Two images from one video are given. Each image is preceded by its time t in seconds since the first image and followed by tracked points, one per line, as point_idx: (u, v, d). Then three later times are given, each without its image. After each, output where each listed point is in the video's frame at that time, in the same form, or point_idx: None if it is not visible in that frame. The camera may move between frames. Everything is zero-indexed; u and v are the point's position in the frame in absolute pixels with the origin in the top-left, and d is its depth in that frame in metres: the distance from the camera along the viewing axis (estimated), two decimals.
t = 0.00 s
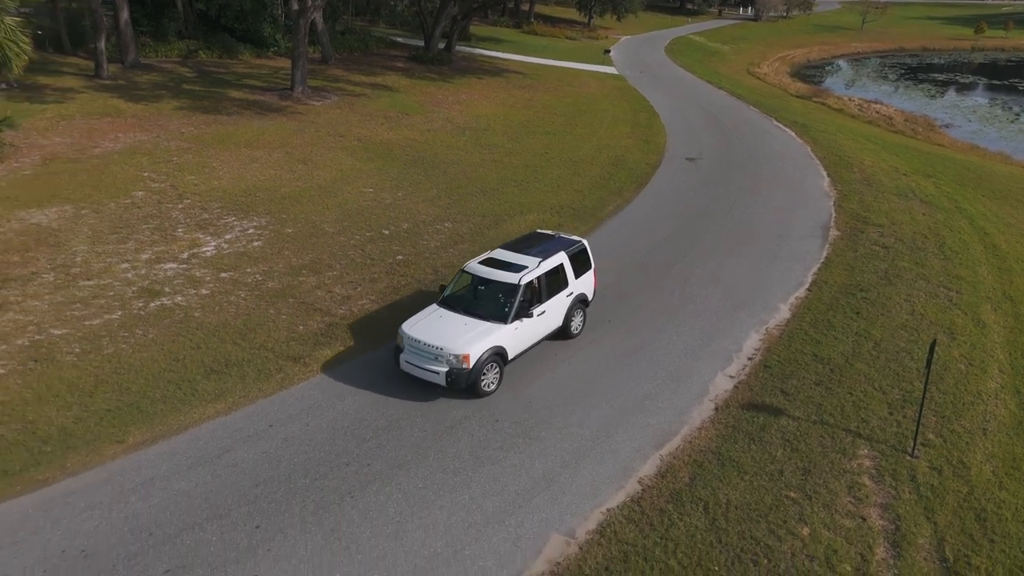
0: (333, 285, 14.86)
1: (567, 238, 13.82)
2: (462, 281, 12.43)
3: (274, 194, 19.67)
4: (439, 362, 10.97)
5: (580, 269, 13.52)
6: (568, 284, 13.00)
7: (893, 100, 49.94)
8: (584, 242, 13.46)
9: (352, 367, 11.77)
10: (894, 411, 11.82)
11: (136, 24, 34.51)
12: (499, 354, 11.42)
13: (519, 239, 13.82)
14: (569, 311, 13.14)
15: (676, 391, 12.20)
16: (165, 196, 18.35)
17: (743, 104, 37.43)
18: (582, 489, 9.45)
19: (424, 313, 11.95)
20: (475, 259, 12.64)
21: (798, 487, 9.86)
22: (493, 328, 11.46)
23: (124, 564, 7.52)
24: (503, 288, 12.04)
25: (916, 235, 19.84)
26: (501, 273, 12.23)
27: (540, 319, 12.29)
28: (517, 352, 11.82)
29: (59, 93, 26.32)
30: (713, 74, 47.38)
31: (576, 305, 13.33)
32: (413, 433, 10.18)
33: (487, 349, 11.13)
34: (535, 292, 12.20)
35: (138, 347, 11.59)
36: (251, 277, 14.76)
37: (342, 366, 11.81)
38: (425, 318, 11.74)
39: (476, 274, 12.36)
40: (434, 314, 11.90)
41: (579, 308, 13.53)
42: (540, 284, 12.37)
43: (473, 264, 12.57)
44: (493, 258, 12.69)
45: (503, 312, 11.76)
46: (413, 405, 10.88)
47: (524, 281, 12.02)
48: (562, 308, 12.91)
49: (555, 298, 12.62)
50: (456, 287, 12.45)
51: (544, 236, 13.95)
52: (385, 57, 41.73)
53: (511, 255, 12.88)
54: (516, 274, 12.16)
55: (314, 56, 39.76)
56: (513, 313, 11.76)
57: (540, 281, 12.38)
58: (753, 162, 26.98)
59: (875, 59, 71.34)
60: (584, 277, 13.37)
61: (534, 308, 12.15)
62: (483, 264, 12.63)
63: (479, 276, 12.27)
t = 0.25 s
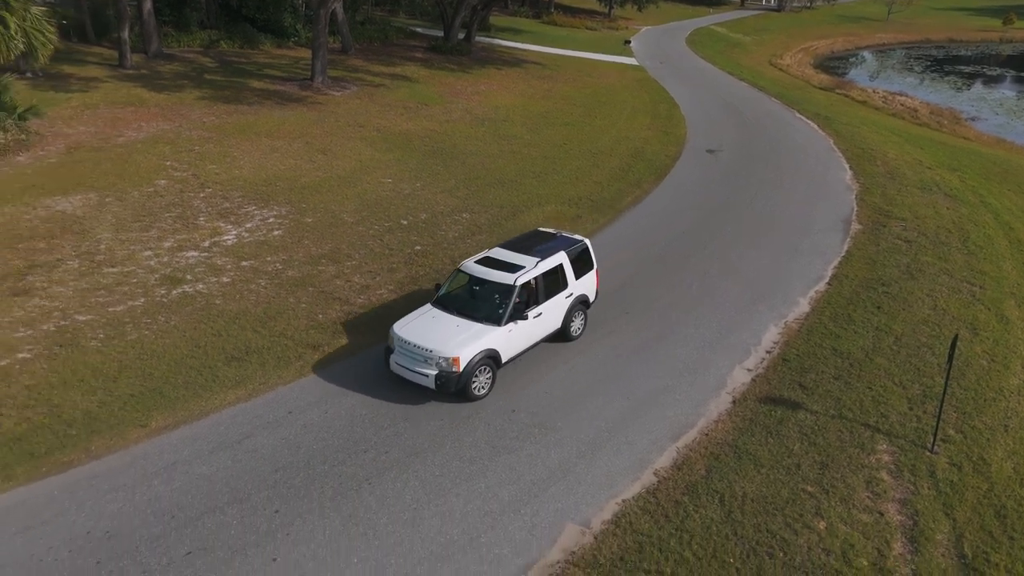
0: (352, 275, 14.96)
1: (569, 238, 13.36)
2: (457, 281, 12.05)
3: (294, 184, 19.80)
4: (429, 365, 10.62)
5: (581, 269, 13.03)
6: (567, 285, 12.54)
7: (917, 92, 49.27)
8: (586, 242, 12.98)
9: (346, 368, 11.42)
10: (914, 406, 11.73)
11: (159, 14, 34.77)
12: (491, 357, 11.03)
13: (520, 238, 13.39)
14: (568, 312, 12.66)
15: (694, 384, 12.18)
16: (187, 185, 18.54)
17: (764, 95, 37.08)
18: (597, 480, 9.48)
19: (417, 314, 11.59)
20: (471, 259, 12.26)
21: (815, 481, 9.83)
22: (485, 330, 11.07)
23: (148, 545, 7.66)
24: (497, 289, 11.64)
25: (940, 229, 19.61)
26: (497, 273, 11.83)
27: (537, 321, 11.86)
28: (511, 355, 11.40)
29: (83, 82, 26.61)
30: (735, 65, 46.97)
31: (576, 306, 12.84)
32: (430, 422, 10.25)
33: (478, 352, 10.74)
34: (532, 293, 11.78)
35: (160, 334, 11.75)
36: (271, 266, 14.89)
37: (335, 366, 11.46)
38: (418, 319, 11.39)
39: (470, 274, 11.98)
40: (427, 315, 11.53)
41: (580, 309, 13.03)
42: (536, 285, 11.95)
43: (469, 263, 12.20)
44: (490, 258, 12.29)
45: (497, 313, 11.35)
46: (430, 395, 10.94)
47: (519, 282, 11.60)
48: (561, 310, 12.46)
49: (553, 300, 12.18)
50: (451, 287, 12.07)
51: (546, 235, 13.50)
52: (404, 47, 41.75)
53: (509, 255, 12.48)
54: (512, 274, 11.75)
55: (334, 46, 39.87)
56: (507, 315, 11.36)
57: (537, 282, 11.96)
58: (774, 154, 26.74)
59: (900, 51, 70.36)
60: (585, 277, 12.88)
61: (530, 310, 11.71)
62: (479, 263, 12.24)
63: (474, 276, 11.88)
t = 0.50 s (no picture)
0: (372, 264, 15.07)
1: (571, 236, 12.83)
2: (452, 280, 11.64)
3: (315, 173, 19.94)
4: (418, 366, 10.27)
5: (583, 269, 12.49)
6: (566, 285, 12.04)
7: (945, 84, 48.53)
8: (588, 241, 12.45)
9: (338, 368, 11.10)
10: (936, 402, 11.63)
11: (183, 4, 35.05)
12: (483, 360, 10.63)
13: (521, 236, 12.91)
14: (567, 313, 12.16)
15: (712, 376, 12.17)
16: (210, 174, 18.74)
17: (788, 86, 36.68)
18: (614, 470, 9.52)
19: (409, 313, 11.23)
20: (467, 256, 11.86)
21: (834, 474, 9.80)
22: (477, 331, 10.66)
23: (172, 525, 7.81)
24: (490, 289, 11.21)
25: (966, 223, 19.35)
26: (492, 273, 11.41)
27: (532, 323, 11.42)
28: (505, 357, 10.99)
29: (109, 71, 26.92)
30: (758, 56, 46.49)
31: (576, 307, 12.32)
32: (448, 410, 10.33)
33: (469, 355, 10.34)
34: (527, 294, 11.33)
35: (184, 319, 11.93)
36: (293, 254, 15.03)
37: (327, 366, 11.13)
38: (410, 318, 11.03)
39: (466, 273, 11.57)
40: (419, 314, 11.16)
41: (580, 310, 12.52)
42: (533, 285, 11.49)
43: (464, 261, 11.77)
44: (487, 256, 11.86)
45: (490, 315, 10.93)
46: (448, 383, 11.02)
47: (513, 282, 11.15)
48: (560, 311, 11.98)
49: (551, 301, 11.72)
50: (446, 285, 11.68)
51: (548, 232, 13.00)
52: (425, 37, 41.74)
53: (506, 253, 12.03)
54: (507, 274, 11.31)
55: (355, 36, 39.97)
56: (501, 316, 10.92)
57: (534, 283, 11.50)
58: (798, 146, 26.47)
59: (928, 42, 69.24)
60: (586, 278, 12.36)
61: (525, 311, 11.28)
62: (476, 261, 11.82)
63: (468, 275, 11.46)
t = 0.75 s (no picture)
0: (394, 251, 15.19)
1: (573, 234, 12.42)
2: (447, 277, 11.33)
3: (338, 161, 20.09)
4: (407, 366, 9.99)
5: (583, 268, 12.08)
6: (564, 285, 11.65)
7: (977, 75, 47.66)
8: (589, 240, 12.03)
9: (332, 364, 10.87)
10: (959, 396, 11.53)
11: None
12: (474, 360, 10.31)
13: (522, 233, 12.55)
14: (566, 313, 11.77)
15: (732, 367, 12.15)
16: (236, 161, 18.95)
17: (815, 77, 36.24)
18: (632, 458, 9.58)
19: (401, 310, 10.95)
20: (464, 254, 11.54)
21: (853, 467, 9.77)
22: (468, 331, 10.33)
23: (198, 503, 7.98)
24: (484, 287, 10.89)
25: (995, 217, 19.07)
26: (487, 271, 11.07)
27: (527, 323, 11.06)
28: (497, 358, 10.66)
29: (137, 58, 27.23)
30: (785, 46, 45.94)
31: (575, 307, 11.91)
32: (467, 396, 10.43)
33: (458, 355, 10.03)
34: (522, 294, 10.97)
35: (210, 304, 12.12)
36: (316, 241, 15.19)
37: (321, 362, 10.89)
38: (402, 315, 10.75)
39: (461, 271, 11.26)
40: (411, 312, 10.88)
41: (580, 310, 12.12)
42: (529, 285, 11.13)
43: (460, 259, 11.45)
44: (484, 253, 11.52)
45: (483, 314, 10.60)
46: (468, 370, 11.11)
47: (507, 281, 10.81)
48: (557, 311, 11.60)
49: (549, 301, 11.35)
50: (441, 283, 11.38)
51: (550, 230, 12.61)
52: (448, 26, 41.70)
53: (504, 250, 11.67)
54: (502, 272, 10.96)
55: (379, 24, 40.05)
56: (493, 316, 10.58)
57: (530, 282, 11.14)
58: (824, 137, 26.17)
59: (960, 32, 67.96)
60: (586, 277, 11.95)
61: (519, 311, 10.92)
62: (472, 259, 11.49)
63: (463, 273, 11.13)
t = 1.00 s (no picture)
0: (418, 239, 15.33)
1: (575, 231, 12.00)
2: (442, 274, 11.05)
3: (364, 149, 20.27)
4: (395, 365, 9.75)
5: (584, 267, 11.65)
6: (563, 284, 11.26)
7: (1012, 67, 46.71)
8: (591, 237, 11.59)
9: (326, 359, 10.67)
10: (985, 392, 11.43)
11: None
12: (466, 360, 10.03)
13: (525, 229, 12.18)
14: (564, 312, 11.38)
15: (753, 359, 12.14)
16: (263, 148, 19.20)
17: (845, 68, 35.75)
18: (651, 447, 9.64)
19: (394, 307, 10.70)
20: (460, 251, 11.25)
21: (875, 460, 9.74)
22: (460, 330, 10.05)
23: (225, 482, 8.16)
24: (478, 286, 10.59)
25: None
26: (482, 269, 10.76)
27: (523, 323, 10.74)
28: (490, 358, 10.36)
29: (167, 46, 27.60)
30: (815, 36, 45.35)
31: (574, 307, 11.51)
32: (488, 384, 10.55)
33: (447, 356, 9.75)
34: (517, 293, 10.65)
35: (237, 288, 12.35)
36: (342, 228, 15.38)
37: (315, 357, 10.71)
38: (395, 313, 10.52)
39: (457, 268, 10.97)
40: (404, 310, 10.62)
41: (580, 310, 11.72)
42: (525, 283, 10.80)
43: (456, 255, 11.17)
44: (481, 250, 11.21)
45: (475, 314, 10.30)
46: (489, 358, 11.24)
47: (501, 280, 10.49)
48: (555, 311, 11.22)
49: (546, 301, 11.00)
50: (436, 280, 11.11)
51: (553, 227, 12.21)
52: (474, 15, 41.67)
53: (502, 248, 11.34)
54: (497, 271, 10.64)
55: (406, 13, 40.14)
56: (486, 316, 10.28)
57: (525, 281, 10.81)
58: (852, 129, 25.85)
59: (996, 23, 66.53)
60: (586, 276, 11.54)
61: (513, 311, 10.59)
62: (468, 256, 11.19)
63: (458, 270, 10.85)
